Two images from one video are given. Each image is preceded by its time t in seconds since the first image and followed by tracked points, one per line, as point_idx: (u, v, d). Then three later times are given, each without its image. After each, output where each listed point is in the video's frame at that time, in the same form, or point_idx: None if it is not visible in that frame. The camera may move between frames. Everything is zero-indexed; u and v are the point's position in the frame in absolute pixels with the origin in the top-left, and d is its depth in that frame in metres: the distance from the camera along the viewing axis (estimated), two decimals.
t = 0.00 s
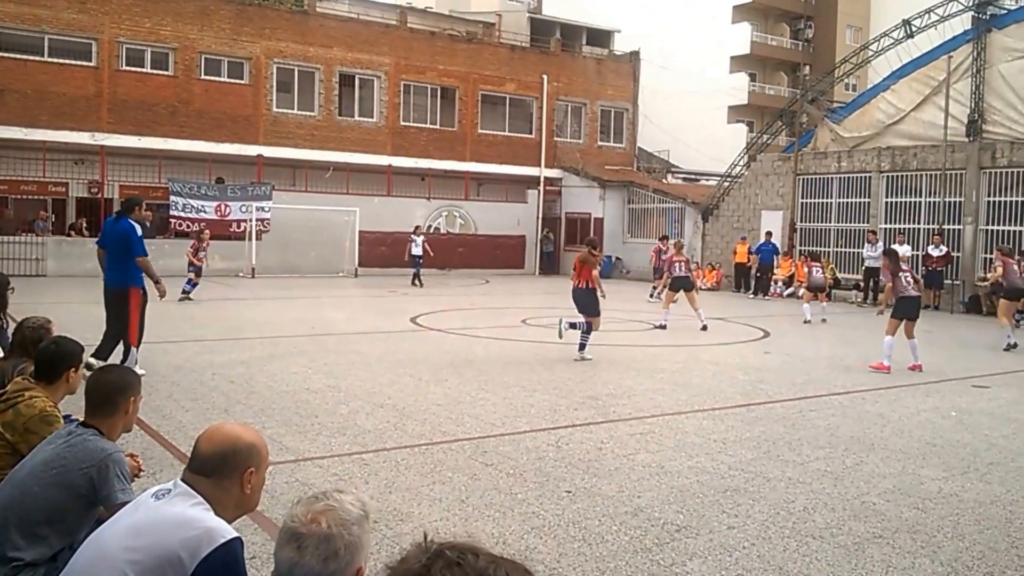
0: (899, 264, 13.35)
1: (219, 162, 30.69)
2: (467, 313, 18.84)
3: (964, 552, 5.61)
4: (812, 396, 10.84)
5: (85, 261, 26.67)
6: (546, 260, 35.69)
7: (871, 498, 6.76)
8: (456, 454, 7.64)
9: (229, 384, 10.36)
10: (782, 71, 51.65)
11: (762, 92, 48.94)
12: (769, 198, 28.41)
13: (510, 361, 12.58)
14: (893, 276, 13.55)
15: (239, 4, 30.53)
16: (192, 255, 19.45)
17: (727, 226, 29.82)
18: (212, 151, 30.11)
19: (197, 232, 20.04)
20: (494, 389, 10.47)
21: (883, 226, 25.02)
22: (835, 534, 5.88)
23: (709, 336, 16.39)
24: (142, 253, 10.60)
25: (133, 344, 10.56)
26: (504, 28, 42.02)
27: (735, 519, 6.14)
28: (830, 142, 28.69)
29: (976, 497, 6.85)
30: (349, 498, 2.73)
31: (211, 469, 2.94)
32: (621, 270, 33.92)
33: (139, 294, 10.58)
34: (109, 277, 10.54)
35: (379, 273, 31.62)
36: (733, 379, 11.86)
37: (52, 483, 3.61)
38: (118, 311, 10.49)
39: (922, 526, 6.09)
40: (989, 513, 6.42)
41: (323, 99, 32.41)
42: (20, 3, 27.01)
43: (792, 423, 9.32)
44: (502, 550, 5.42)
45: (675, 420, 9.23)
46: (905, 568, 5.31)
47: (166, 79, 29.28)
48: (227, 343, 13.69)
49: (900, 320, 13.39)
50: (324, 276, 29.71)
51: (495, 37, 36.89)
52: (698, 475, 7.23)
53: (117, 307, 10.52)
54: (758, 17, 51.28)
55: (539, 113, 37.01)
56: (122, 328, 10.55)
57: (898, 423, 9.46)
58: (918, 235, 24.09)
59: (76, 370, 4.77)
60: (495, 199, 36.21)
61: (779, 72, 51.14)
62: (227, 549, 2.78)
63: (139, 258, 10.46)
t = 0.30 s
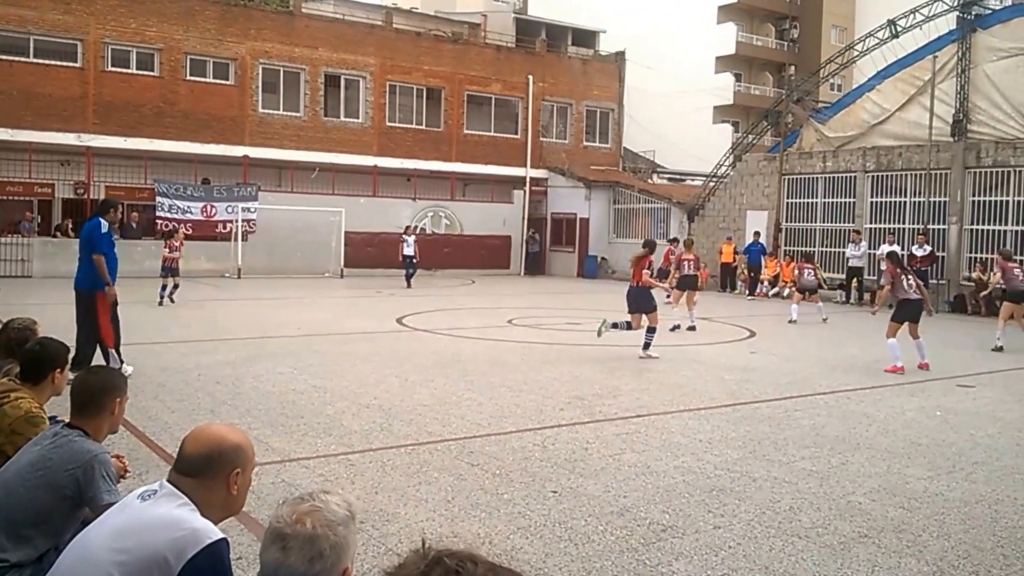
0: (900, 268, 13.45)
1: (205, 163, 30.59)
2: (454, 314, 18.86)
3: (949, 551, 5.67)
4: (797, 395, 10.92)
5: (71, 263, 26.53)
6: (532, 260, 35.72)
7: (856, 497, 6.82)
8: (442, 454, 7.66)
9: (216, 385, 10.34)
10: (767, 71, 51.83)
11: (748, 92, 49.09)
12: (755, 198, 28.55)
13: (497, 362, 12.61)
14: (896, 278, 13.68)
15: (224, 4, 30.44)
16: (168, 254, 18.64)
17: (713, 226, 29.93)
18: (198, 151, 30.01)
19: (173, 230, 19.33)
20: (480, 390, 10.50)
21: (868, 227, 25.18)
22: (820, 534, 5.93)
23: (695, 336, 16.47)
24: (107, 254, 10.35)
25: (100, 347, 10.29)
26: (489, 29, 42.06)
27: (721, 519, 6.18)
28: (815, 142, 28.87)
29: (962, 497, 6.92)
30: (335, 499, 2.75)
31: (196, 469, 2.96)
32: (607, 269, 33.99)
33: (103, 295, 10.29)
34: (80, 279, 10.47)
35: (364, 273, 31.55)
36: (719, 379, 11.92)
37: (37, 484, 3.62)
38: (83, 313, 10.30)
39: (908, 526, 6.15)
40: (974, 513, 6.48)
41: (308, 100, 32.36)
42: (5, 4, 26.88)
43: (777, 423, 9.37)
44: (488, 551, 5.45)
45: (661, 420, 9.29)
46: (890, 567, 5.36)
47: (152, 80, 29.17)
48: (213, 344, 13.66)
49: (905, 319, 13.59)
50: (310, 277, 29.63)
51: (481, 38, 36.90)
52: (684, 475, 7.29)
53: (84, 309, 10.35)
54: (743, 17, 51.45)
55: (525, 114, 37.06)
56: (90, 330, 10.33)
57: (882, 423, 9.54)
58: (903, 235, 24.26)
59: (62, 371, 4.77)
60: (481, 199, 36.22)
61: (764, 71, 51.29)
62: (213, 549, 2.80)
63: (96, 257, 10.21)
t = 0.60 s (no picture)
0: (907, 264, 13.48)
1: (193, 164, 30.53)
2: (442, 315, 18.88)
3: (936, 551, 5.73)
4: (784, 396, 10.97)
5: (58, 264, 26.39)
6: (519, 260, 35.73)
7: (844, 498, 6.88)
8: (430, 455, 7.68)
9: (204, 386, 10.33)
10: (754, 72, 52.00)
11: (735, 92, 49.18)
12: (742, 199, 28.66)
13: (485, 362, 12.63)
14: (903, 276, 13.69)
15: (212, 5, 30.37)
16: (154, 258, 18.01)
17: (701, 227, 30.02)
18: (185, 152, 29.92)
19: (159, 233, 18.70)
20: (468, 391, 10.52)
21: (856, 228, 25.32)
22: (809, 535, 5.97)
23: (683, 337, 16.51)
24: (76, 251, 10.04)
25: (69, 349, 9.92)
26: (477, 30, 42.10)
27: (708, 519, 6.23)
28: (803, 142, 29.03)
29: (949, 497, 6.98)
30: (323, 499, 2.76)
31: (184, 470, 2.97)
32: (595, 270, 34.02)
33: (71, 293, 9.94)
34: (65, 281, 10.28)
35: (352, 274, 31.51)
36: (707, 379, 11.97)
37: (24, 486, 3.64)
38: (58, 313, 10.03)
39: (895, 526, 6.21)
40: (961, 513, 6.55)
41: (296, 101, 32.31)
42: None
43: (765, 423, 9.43)
44: (476, 551, 5.47)
45: (649, 420, 9.34)
46: (879, 567, 5.41)
47: (139, 81, 29.08)
48: (200, 344, 13.64)
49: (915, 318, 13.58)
50: (298, 278, 29.54)
51: (469, 39, 36.93)
52: (672, 475, 7.33)
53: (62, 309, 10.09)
54: (730, 18, 51.61)
55: (513, 115, 37.09)
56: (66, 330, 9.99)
57: (870, 423, 9.61)
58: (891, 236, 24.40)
59: (48, 371, 4.77)
60: (469, 199, 36.24)
61: (751, 72, 51.44)
62: (201, 550, 2.81)
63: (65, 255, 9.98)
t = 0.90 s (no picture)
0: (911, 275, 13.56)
1: (182, 165, 30.47)
2: (432, 316, 18.89)
3: (926, 551, 5.77)
4: (774, 396, 11.02)
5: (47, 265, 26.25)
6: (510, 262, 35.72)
7: (834, 498, 6.92)
8: (421, 456, 7.70)
9: (194, 388, 10.32)
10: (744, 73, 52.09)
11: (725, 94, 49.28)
12: (732, 200, 28.75)
13: (476, 363, 12.65)
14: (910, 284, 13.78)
15: (202, 6, 30.30)
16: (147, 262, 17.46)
17: (690, 228, 30.08)
18: (174, 154, 29.85)
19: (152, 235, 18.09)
20: (458, 392, 10.53)
21: (845, 229, 25.44)
22: (798, 535, 6.01)
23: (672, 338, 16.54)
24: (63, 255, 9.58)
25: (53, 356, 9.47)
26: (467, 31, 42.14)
27: (698, 520, 6.26)
28: (793, 144, 29.17)
29: (938, 497, 7.03)
30: (314, 500, 2.78)
31: (175, 471, 2.98)
32: (585, 271, 34.05)
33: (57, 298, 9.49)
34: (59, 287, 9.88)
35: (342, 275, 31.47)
36: (697, 380, 12.02)
37: (14, 487, 3.64)
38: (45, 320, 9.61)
39: (885, 526, 6.25)
40: (950, 513, 6.60)
41: (286, 102, 32.26)
42: None
43: (754, 424, 9.48)
44: (467, 553, 5.49)
45: (639, 421, 9.37)
46: (868, 568, 5.45)
47: (130, 82, 29.01)
48: (190, 345, 13.62)
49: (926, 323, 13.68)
50: (289, 280, 29.50)
51: (459, 40, 36.92)
52: (662, 476, 7.36)
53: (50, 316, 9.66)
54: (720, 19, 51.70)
55: (503, 116, 37.10)
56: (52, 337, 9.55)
57: (859, 423, 9.67)
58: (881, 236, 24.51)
59: (37, 373, 4.76)
60: (460, 201, 36.27)
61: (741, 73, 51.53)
62: (191, 552, 2.83)
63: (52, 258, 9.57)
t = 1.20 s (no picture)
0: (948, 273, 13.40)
1: (174, 167, 30.45)
2: (424, 317, 18.89)
3: (918, 552, 5.81)
4: (766, 397, 11.06)
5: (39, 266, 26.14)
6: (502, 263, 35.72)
7: (826, 498, 6.96)
8: (414, 457, 7.71)
9: (186, 389, 10.31)
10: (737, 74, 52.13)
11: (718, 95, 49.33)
12: (724, 201, 28.81)
13: (468, 365, 12.66)
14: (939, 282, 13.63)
15: (194, 8, 30.24)
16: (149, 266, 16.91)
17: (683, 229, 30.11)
18: (166, 155, 29.79)
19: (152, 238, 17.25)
20: (451, 393, 10.54)
21: (837, 229, 25.53)
22: (790, 536, 6.04)
23: (664, 339, 16.58)
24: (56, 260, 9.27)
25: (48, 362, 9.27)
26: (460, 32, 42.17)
27: (690, 521, 6.29)
28: (785, 145, 29.32)
29: (930, 497, 7.07)
30: (304, 500, 2.79)
31: (166, 472, 2.99)
32: (578, 272, 34.08)
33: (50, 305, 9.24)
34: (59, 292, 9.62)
35: (334, 276, 31.48)
36: (689, 381, 12.05)
37: (6, 489, 3.64)
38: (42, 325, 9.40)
39: (877, 527, 6.29)
40: (942, 514, 6.64)
41: (279, 103, 32.23)
42: None
43: (746, 424, 9.51)
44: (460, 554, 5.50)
45: (632, 422, 9.40)
46: (860, 568, 5.48)
47: (122, 83, 28.94)
48: (182, 347, 13.58)
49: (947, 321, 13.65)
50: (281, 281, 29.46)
51: (451, 41, 36.92)
52: (654, 477, 7.38)
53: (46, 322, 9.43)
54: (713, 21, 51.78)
55: (495, 117, 37.12)
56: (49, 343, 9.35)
57: (850, 424, 9.72)
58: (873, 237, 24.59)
59: (29, 372, 4.75)
60: (452, 202, 36.32)
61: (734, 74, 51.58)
62: (184, 553, 2.83)
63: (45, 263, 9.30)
